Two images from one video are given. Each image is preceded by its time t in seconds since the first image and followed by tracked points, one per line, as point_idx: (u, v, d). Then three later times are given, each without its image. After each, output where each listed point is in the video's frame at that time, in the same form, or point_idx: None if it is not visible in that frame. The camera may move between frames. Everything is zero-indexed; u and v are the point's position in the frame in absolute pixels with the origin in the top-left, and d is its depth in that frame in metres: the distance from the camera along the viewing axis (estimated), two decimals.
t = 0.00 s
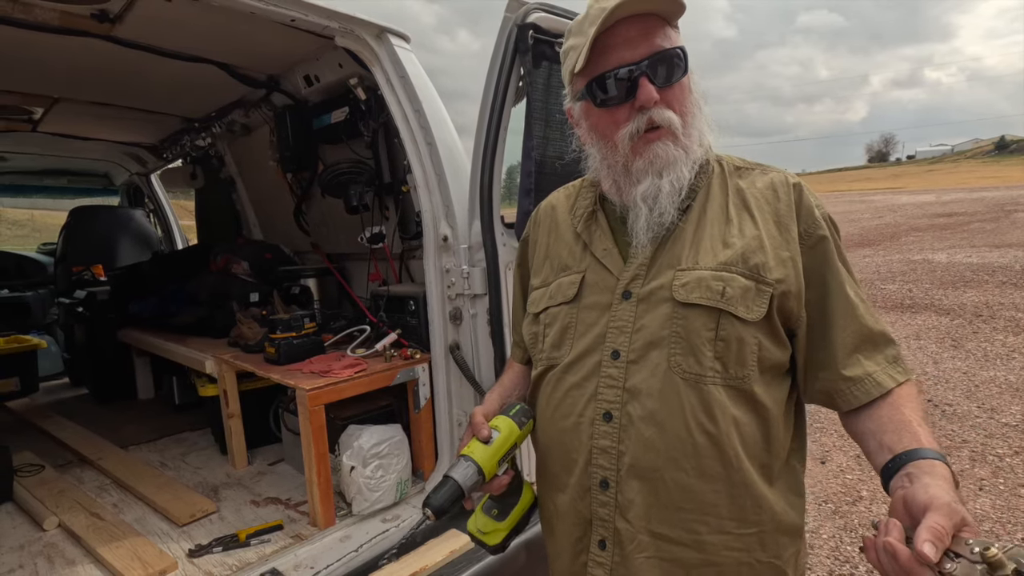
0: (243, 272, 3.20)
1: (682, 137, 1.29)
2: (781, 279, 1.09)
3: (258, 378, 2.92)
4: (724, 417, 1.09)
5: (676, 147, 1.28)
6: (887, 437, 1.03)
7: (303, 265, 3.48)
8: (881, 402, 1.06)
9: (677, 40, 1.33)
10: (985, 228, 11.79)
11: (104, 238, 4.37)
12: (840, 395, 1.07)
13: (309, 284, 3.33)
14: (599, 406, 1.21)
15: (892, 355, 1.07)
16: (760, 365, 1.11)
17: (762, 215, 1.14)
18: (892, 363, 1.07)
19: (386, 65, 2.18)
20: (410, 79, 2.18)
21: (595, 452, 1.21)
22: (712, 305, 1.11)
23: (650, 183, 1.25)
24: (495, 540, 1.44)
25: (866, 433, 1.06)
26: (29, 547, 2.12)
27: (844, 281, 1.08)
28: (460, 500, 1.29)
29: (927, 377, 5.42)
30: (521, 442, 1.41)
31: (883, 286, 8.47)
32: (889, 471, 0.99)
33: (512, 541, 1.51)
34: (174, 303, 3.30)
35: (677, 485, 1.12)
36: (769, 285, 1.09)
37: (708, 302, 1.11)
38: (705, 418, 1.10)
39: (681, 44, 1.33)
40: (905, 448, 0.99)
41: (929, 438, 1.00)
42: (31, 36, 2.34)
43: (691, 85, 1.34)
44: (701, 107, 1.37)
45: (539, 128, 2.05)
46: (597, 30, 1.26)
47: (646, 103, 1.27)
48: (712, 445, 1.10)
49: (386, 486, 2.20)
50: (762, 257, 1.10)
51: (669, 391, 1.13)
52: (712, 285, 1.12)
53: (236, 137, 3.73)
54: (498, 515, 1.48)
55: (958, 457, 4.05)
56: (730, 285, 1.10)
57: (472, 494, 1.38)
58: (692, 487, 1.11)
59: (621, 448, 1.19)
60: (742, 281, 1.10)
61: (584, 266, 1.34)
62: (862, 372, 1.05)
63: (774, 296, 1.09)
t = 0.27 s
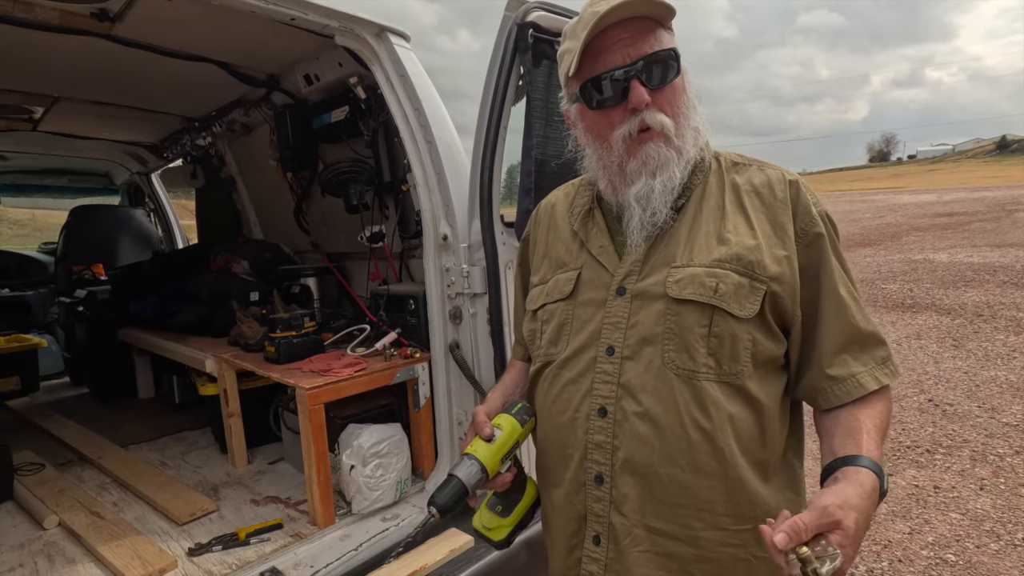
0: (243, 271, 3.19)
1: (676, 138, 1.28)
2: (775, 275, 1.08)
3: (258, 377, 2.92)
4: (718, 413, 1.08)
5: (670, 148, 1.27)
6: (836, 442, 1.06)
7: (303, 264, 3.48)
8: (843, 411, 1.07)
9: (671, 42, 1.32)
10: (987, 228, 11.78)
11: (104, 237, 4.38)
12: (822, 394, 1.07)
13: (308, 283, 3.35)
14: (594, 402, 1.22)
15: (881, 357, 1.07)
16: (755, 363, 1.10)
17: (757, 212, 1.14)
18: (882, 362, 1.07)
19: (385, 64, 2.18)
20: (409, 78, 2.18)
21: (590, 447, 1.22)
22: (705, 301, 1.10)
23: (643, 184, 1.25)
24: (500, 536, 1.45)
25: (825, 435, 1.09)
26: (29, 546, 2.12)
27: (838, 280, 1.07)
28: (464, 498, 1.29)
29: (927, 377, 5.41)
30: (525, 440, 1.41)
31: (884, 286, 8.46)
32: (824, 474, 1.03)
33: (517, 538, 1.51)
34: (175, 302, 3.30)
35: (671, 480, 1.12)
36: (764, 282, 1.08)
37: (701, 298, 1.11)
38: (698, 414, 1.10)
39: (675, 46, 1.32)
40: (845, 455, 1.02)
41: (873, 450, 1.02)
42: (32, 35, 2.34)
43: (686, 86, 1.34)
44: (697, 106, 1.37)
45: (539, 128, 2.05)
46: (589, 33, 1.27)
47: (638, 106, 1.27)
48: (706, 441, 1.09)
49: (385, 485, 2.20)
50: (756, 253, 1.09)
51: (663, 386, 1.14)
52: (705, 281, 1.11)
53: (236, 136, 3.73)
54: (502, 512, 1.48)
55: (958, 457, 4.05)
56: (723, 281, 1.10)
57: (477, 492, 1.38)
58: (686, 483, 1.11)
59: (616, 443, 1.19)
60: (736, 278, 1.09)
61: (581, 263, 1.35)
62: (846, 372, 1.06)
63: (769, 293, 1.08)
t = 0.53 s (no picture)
0: (243, 271, 3.21)
1: (674, 136, 1.27)
2: (770, 274, 1.07)
3: (258, 377, 2.92)
4: (711, 412, 1.08)
5: (668, 145, 1.27)
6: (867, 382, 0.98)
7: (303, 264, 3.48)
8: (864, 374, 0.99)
9: (670, 41, 1.32)
10: (988, 227, 11.76)
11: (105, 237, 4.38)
12: (825, 381, 1.04)
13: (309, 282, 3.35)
14: (589, 400, 1.22)
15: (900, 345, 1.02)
16: (750, 362, 1.10)
17: (752, 211, 1.14)
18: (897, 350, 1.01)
19: (385, 63, 2.18)
20: (409, 77, 2.18)
21: (584, 445, 1.22)
22: (699, 300, 1.10)
23: (641, 181, 1.25)
24: (490, 531, 1.46)
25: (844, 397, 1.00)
26: (29, 545, 2.12)
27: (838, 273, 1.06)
28: (449, 492, 1.31)
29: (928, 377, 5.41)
30: (515, 438, 1.41)
31: (884, 285, 8.46)
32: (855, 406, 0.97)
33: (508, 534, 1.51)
34: (175, 302, 3.31)
35: (663, 478, 1.12)
36: (759, 280, 1.08)
37: (694, 297, 1.11)
38: (691, 412, 1.10)
39: (674, 45, 1.32)
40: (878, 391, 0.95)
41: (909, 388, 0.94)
42: (32, 35, 2.35)
43: (685, 85, 1.34)
44: (696, 106, 1.36)
45: (539, 127, 2.05)
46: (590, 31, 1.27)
47: (638, 103, 1.27)
48: (698, 439, 1.09)
49: (385, 484, 2.20)
50: (751, 252, 1.09)
51: (656, 385, 1.14)
52: (699, 280, 1.11)
53: (237, 136, 3.73)
54: (493, 508, 1.48)
55: (958, 457, 4.05)
56: (717, 280, 1.09)
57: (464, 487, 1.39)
58: (678, 481, 1.11)
59: (610, 440, 1.20)
60: (730, 277, 1.09)
61: (578, 263, 1.35)
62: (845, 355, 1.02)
63: (764, 291, 1.08)
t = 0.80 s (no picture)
0: (243, 270, 3.21)
1: (665, 137, 1.27)
2: (762, 274, 1.07)
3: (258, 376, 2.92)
4: (702, 411, 1.08)
5: (660, 146, 1.26)
6: (852, 407, 0.98)
7: (304, 263, 3.48)
8: (849, 383, 1.01)
9: (663, 41, 1.32)
10: (990, 227, 11.74)
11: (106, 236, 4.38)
12: (811, 388, 1.05)
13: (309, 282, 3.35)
14: (582, 398, 1.23)
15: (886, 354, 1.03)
16: (742, 361, 1.10)
17: (744, 210, 1.13)
18: (880, 357, 1.02)
19: (385, 63, 2.18)
20: (409, 77, 2.18)
21: (577, 443, 1.22)
22: (689, 299, 1.10)
23: (633, 182, 1.25)
24: (489, 528, 1.46)
25: (830, 409, 1.02)
26: (30, 544, 2.12)
27: (829, 275, 1.06)
28: (447, 488, 1.31)
29: (929, 377, 5.41)
30: (513, 435, 1.42)
31: (885, 284, 8.45)
32: (847, 429, 0.96)
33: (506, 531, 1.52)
34: (175, 302, 3.31)
35: (654, 476, 1.12)
36: (750, 279, 1.07)
37: (685, 296, 1.11)
38: (682, 410, 1.10)
39: (666, 45, 1.32)
40: (869, 410, 0.95)
41: (897, 406, 0.95)
42: (33, 34, 2.35)
43: (677, 85, 1.33)
44: (691, 107, 1.36)
45: (539, 127, 2.05)
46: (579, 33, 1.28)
47: (627, 105, 1.26)
48: (689, 437, 1.09)
49: (385, 484, 2.20)
50: (742, 251, 1.08)
51: (648, 383, 1.14)
52: (690, 279, 1.11)
53: (237, 135, 3.73)
54: (491, 505, 1.49)
55: (959, 456, 4.05)
56: (708, 279, 1.09)
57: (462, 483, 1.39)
58: (669, 479, 1.11)
59: (603, 438, 1.20)
60: (721, 275, 1.09)
61: (574, 262, 1.35)
62: (830, 363, 1.03)
63: (755, 291, 1.07)
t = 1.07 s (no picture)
0: (244, 269, 3.20)
1: (669, 135, 1.26)
2: (765, 273, 1.07)
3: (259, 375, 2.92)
4: (705, 411, 1.07)
5: (664, 145, 1.26)
6: (857, 407, 0.97)
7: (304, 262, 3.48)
8: (855, 382, 1.00)
9: (667, 39, 1.31)
10: (992, 226, 11.71)
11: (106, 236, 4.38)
12: (815, 389, 1.04)
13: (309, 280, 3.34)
14: (584, 397, 1.22)
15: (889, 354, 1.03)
16: (745, 361, 1.09)
17: (748, 209, 1.13)
18: (885, 357, 1.02)
19: (386, 61, 2.18)
20: (410, 75, 2.18)
21: (579, 442, 1.22)
22: (692, 299, 1.10)
23: (637, 181, 1.24)
24: (490, 526, 1.46)
25: (835, 408, 1.01)
26: (30, 543, 2.12)
27: (833, 275, 1.05)
28: (447, 489, 1.30)
29: (930, 376, 5.40)
30: (514, 436, 1.42)
31: (887, 284, 8.43)
32: (853, 428, 0.95)
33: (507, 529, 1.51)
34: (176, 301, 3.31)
35: (656, 475, 1.12)
36: (753, 279, 1.07)
37: (688, 296, 1.10)
38: (685, 410, 1.09)
39: (670, 42, 1.31)
40: (873, 411, 0.95)
41: (901, 406, 0.95)
42: (33, 32, 2.34)
43: (681, 82, 1.32)
44: (694, 105, 1.35)
45: (540, 125, 2.05)
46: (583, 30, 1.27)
47: (632, 101, 1.26)
48: (691, 437, 1.09)
49: (386, 483, 2.20)
50: (745, 250, 1.08)
51: (650, 383, 1.13)
52: (693, 279, 1.11)
53: (237, 134, 3.73)
54: (491, 503, 1.48)
55: (960, 456, 4.05)
56: (711, 279, 1.09)
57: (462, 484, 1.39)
58: (672, 479, 1.10)
59: (604, 438, 1.19)
60: (724, 276, 1.08)
61: (576, 261, 1.35)
62: (836, 363, 1.03)
63: (758, 291, 1.07)
